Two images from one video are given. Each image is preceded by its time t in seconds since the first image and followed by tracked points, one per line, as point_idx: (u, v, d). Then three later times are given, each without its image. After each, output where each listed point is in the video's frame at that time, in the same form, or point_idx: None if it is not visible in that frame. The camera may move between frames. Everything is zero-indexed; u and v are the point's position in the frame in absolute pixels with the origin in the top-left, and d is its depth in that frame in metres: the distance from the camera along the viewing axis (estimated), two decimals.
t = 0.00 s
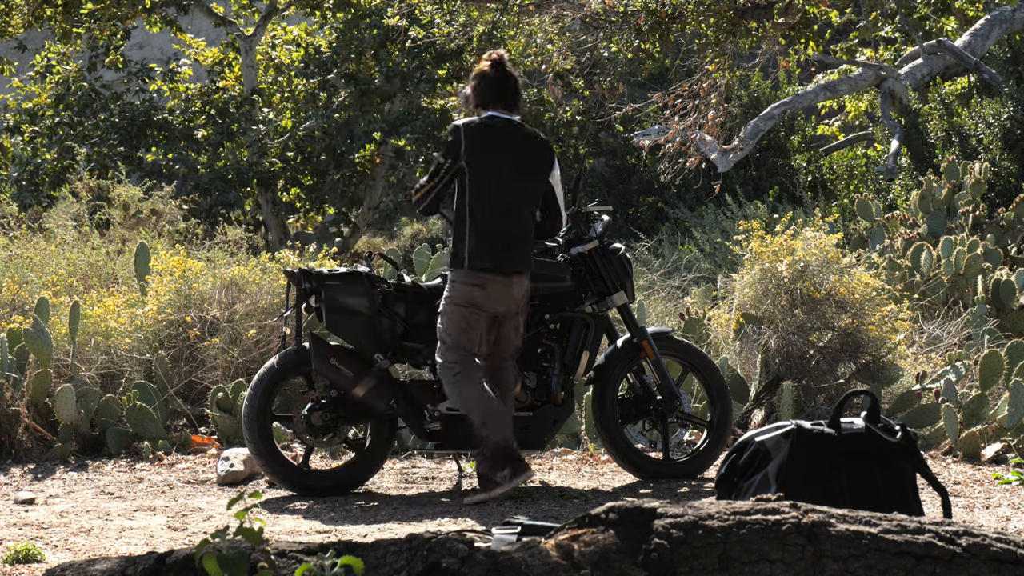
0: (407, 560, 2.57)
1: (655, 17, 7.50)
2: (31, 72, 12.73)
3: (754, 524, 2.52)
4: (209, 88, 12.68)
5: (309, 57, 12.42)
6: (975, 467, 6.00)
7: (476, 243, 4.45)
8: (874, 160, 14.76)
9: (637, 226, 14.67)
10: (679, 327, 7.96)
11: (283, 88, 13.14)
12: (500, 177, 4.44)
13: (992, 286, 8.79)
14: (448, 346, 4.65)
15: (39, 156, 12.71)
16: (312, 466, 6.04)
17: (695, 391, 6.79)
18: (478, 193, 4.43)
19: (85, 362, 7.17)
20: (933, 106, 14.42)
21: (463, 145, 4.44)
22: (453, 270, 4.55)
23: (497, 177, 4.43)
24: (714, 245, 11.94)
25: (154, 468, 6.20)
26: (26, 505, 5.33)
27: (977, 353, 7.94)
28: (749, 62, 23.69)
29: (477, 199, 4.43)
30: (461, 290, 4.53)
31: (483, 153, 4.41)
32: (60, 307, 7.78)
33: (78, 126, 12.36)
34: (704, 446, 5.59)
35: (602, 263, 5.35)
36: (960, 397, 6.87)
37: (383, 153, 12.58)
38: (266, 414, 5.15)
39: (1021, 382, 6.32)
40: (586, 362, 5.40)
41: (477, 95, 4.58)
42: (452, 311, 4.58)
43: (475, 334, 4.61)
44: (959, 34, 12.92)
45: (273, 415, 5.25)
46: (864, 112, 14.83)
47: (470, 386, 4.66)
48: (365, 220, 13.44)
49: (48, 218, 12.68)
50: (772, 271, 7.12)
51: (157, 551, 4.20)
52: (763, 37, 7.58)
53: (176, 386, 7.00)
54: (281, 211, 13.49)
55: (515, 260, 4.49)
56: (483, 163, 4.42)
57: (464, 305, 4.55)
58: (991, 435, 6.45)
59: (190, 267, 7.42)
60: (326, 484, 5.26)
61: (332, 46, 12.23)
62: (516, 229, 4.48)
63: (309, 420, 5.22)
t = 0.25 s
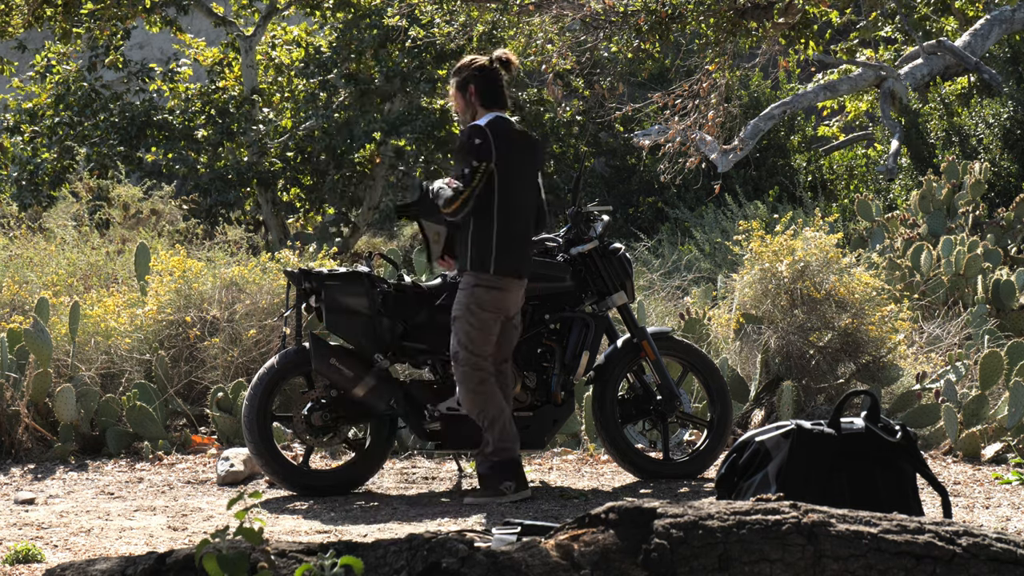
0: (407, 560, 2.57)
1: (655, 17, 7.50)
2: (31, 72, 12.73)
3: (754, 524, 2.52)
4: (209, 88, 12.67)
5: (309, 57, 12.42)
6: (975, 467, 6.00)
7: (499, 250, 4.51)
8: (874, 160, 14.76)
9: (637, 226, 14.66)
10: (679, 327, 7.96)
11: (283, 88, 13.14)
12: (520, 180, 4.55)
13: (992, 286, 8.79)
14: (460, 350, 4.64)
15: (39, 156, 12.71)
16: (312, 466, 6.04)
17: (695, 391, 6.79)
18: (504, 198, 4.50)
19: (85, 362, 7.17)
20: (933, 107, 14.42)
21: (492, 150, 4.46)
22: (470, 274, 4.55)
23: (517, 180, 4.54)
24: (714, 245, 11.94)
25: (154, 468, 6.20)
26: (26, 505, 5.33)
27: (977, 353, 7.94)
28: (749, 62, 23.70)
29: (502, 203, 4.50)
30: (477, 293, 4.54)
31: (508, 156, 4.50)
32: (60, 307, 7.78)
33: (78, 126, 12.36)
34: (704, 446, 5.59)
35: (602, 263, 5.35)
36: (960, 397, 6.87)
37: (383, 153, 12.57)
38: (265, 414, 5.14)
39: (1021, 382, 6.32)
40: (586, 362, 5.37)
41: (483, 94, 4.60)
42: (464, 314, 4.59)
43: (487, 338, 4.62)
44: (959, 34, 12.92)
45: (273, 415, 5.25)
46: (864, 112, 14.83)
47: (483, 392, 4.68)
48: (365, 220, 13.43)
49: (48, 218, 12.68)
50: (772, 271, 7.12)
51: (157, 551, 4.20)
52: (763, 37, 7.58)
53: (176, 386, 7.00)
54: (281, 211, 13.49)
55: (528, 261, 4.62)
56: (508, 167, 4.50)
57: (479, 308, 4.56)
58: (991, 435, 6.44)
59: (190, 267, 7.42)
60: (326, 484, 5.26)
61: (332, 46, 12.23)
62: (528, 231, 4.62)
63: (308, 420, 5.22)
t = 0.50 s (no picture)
0: (407, 560, 2.57)
1: (655, 17, 7.51)
2: (31, 72, 12.72)
3: (753, 524, 2.52)
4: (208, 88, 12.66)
5: (308, 57, 12.41)
6: (975, 467, 6.00)
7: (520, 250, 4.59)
8: (874, 160, 14.76)
9: (637, 226, 14.67)
10: (679, 327, 7.96)
11: (283, 88, 13.14)
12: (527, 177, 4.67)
13: (992, 286, 8.79)
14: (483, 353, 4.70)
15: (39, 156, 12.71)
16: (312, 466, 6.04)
17: (695, 391, 6.79)
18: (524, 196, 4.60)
19: (85, 362, 7.17)
20: (933, 107, 14.42)
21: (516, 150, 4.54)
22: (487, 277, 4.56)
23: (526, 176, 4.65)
24: (714, 245, 11.94)
25: (154, 468, 6.20)
26: (26, 505, 5.33)
27: (977, 353, 7.94)
28: (749, 62, 23.70)
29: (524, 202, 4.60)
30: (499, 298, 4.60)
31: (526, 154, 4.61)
32: (60, 307, 7.78)
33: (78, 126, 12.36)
34: (704, 446, 5.59)
35: (602, 263, 5.35)
36: (960, 397, 6.87)
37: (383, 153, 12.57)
38: (266, 414, 5.15)
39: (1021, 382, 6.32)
40: (586, 362, 5.37)
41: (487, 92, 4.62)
42: (480, 321, 4.66)
43: (504, 342, 4.72)
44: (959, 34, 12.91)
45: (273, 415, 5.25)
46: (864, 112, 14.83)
47: (503, 393, 4.84)
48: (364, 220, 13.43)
49: (48, 218, 12.68)
50: (772, 271, 7.12)
51: (157, 551, 4.20)
52: (763, 37, 7.57)
53: (176, 387, 7.00)
54: (281, 211, 13.49)
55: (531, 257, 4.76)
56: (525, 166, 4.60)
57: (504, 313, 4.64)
58: (991, 435, 6.44)
59: (190, 267, 7.42)
60: (327, 484, 5.26)
61: (332, 46, 12.23)
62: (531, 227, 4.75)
63: (309, 420, 5.22)
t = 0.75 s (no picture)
0: (407, 560, 2.57)
1: (655, 17, 7.52)
2: (31, 72, 12.72)
3: (754, 524, 2.52)
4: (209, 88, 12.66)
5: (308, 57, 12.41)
6: (974, 467, 6.00)
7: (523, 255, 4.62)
8: (874, 160, 14.77)
9: (637, 226, 14.67)
10: (679, 327, 7.96)
11: (282, 88, 13.14)
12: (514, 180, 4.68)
13: (992, 286, 8.79)
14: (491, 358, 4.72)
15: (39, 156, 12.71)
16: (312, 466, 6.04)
17: (695, 390, 6.79)
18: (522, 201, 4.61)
19: (85, 362, 7.17)
20: (933, 107, 14.42)
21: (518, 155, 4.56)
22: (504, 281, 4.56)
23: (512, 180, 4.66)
24: (714, 245, 11.95)
25: (154, 468, 6.20)
26: (26, 505, 5.33)
27: (977, 353, 7.94)
28: (749, 62, 23.72)
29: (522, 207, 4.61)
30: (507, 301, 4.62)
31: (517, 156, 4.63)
32: (60, 307, 7.78)
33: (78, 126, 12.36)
34: (704, 446, 5.58)
35: (602, 263, 5.35)
36: (959, 397, 6.87)
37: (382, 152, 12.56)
38: (266, 414, 5.15)
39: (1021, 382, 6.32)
40: (586, 361, 5.38)
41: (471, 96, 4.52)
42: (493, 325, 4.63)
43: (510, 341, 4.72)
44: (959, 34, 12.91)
45: (273, 414, 5.25)
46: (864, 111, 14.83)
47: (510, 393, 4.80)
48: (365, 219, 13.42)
49: (48, 218, 12.69)
50: (772, 270, 7.12)
51: (157, 551, 4.20)
52: (763, 37, 7.57)
53: (176, 386, 7.00)
54: (281, 211, 13.49)
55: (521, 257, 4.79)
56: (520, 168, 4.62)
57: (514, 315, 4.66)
58: (991, 435, 6.44)
59: (189, 267, 7.41)
60: (327, 484, 5.26)
61: (331, 46, 12.23)
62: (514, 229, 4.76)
63: (309, 420, 5.23)
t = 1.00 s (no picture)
0: (407, 560, 2.56)
1: (655, 17, 7.52)
2: (31, 72, 12.72)
3: (753, 524, 2.52)
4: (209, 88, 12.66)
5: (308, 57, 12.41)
6: (974, 467, 6.00)
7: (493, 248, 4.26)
8: (874, 160, 14.77)
9: (637, 226, 14.67)
10: (679, 327, 7.96)
11: (282, 88, 13.14)
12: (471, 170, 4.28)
13: (992, 286, 8.79)
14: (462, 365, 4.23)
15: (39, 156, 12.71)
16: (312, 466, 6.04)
17: (695, 391, 6.79)
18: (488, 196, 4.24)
19: (85, 362, 7.17)
20: (933, 106, 14.42)
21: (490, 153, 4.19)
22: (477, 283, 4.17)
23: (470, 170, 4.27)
24: (714, 245, 11.95)
25: (154, 468, 6.20)
26: (26, 505, 5.33)
27: (977, 353, 7.94)
28: (749, 62, 23.73)
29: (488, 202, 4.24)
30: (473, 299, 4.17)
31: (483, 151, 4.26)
32: (60, 307, 7.78)
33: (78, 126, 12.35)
34: (704, 446, 5.58)
35: (602, 263, 5.36)
36: (960, 397, 6.86)
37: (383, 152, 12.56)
38: (266, 414, 5.15)
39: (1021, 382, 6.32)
40: (586, 361, 5.38)
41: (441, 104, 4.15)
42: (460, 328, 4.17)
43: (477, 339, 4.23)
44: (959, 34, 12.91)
45: (273, 415, 5.25)
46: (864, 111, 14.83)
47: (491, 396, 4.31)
48: (364, 219, 13.41)
49: (48, 218, 12.70)
50: (772, 271, 7.12)
51: (157, 551, 4.20)
52: (763, 37, 7.57)
53: (177, 386, 7.00)
54: (281, 210, 13.49)
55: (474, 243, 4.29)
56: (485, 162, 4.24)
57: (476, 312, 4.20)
58: (991, 435, 6.44)
59: (189, 267, 7.41)
60: (327, 484, 5.25)
61: (331, 46, 12.23)
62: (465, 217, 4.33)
63: (309, 420, 5.23)
